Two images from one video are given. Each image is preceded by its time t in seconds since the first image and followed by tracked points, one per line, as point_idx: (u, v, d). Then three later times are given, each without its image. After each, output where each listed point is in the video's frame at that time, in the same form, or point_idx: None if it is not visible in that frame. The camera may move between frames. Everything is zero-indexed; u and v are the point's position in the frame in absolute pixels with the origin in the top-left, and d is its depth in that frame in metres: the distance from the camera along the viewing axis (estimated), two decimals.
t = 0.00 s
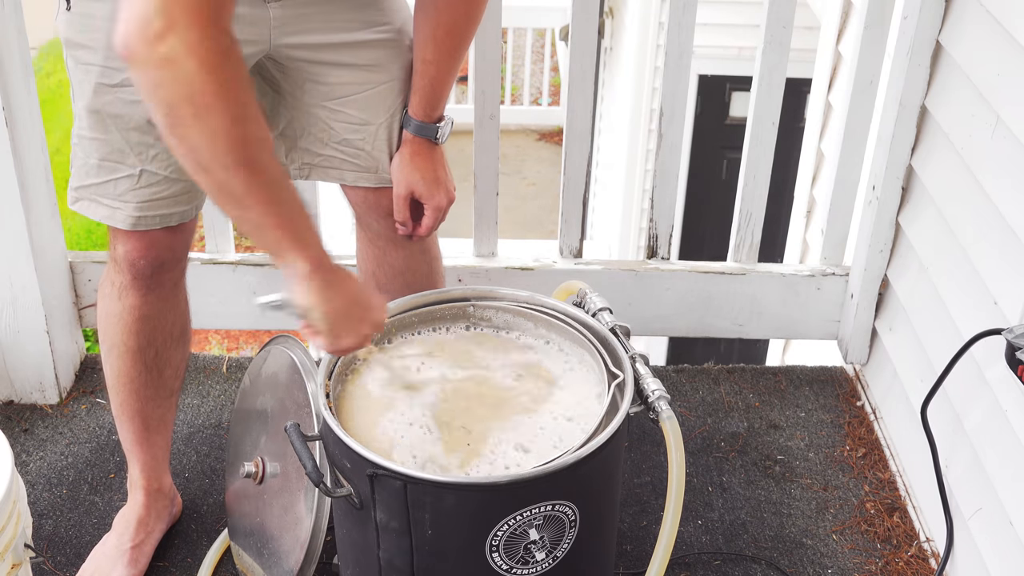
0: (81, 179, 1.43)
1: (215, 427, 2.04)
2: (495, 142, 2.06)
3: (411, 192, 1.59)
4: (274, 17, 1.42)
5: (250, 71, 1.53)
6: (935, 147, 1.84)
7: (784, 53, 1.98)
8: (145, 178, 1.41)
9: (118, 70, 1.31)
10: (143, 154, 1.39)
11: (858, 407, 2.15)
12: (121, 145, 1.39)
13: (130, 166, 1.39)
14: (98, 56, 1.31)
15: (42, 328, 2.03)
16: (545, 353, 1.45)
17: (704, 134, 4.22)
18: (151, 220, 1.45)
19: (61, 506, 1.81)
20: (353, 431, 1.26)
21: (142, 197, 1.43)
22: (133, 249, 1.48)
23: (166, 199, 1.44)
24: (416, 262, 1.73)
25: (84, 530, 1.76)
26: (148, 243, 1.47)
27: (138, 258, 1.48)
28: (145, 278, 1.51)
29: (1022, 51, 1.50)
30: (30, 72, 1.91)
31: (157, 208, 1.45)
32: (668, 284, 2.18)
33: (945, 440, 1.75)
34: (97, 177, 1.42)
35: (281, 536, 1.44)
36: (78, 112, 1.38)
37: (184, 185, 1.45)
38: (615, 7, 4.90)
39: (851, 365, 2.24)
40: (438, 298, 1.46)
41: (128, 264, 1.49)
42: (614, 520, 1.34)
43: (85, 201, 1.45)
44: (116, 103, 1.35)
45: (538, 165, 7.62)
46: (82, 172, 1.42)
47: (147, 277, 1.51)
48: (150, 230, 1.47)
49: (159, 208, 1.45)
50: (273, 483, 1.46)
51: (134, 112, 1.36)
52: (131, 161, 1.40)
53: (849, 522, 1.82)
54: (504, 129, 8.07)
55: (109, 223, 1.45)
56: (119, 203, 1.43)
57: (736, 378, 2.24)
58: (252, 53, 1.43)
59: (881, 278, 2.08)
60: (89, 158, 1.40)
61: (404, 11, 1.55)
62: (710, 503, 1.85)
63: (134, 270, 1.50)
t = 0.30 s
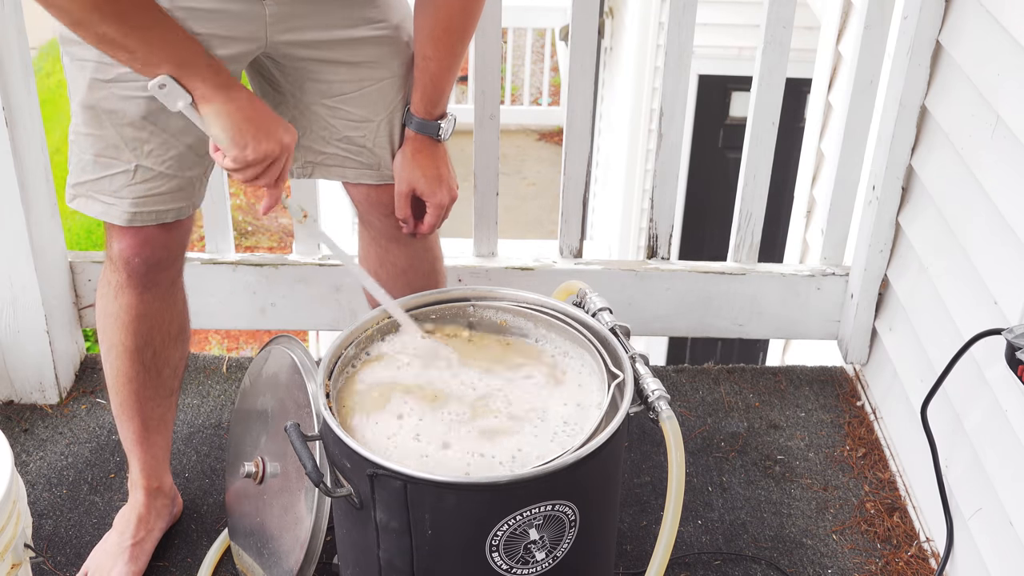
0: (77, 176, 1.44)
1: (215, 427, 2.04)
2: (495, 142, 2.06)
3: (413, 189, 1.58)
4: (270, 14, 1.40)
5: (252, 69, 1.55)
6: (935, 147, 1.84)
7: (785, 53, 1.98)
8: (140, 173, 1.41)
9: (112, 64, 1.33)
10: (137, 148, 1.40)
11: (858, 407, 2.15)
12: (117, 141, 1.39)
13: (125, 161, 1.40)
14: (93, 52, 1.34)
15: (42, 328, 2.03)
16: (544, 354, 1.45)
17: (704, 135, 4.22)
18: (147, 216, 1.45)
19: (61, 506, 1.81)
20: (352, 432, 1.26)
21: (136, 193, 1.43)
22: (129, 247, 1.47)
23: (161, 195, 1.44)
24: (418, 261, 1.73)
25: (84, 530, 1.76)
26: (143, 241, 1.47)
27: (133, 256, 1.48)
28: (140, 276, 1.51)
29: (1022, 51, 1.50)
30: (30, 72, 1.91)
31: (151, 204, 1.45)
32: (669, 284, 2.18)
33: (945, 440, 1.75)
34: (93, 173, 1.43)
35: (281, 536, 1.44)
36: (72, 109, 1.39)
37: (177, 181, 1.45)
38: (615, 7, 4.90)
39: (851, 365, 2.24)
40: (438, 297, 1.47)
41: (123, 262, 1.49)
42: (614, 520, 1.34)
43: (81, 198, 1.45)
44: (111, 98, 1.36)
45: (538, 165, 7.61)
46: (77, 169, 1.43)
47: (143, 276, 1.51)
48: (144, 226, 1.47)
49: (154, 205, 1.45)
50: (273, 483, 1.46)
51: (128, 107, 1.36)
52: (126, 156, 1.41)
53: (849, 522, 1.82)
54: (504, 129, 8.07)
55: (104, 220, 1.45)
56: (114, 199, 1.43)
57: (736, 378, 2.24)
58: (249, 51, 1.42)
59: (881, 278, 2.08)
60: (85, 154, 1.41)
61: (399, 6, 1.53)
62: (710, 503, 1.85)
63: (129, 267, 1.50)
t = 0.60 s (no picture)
0: (76, 184, 1.43)
1: (215, 427, 2.04)
2: (495, 142, 2.06)
3: (411, 199, 1.58)
4: (271, 24, 1.41)
5: (251, 74, 1.54)
6: (934, 147, 1.84)
7: (784, 53, 1.98)
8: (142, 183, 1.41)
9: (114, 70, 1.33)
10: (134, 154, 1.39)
11: (858, 407, 2.15)
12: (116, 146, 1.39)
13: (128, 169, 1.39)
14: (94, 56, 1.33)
15: (42, 328, 2.03)
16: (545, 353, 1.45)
17: (704, 134, 4.22)
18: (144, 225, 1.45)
19: (61, 506, 1.81)
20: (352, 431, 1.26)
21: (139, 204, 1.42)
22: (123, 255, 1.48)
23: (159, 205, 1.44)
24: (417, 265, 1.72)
25: (84, 530, 1.76)
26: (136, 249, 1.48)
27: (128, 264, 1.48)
28: (136, 283, 1.51)
29: (1022, 51, 1.50)
30: (30, 72, 1.91)
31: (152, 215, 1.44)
32: (669, 284, 2.18)
33: (945, 440, 1.75)
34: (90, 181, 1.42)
35: (281, 536, 1.44)
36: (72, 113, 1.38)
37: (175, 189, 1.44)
38: (615, 7, 4.90)
39: (851, 365, 2.24)
40: (438, 297, 1.47)
41: (119, 269, 1.50)
42: (614, 520, 1.34)
43: (79, 205, 1.44)
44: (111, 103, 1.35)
45: (538, 165, 7.62)
46: (74, 176, 1.42)
47: (138, 283, 1.52)
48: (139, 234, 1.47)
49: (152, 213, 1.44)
50: (273, 483, 1.46)
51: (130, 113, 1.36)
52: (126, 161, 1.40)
53: (849, 522, 1.82)
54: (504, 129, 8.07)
55: (103, 228, 1.45)
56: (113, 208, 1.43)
57: (736, 378, 2.24)
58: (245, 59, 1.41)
59: (881, 278, 2.08)
60: (82, 162, 1.40)
61: (404, 16, 1.54)
62: (710, 503, 1.85)
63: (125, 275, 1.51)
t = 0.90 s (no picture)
0: (73, 181, 1.43)
1: (215, 426, 2.04)
2: (495, 142, 2.06)
3: (409, 195, 1.58)
4: (267, 20, 1.43)
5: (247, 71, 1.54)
6: (935, 147, 1.84)
7: (784, 53, 1.98)
8: (137, 178, 1.41)
9: (108, 71, 1.32)
10: (134, 153, 1.39)
11: (858, 408, 2.15)
12: (112, 145, 1.39)
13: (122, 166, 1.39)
14: (89, 56, 1.32)
15: (42, 328, 2.03)
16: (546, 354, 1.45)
17: (704, 134, 4.22)
18: (143, 221, 1.45)
19: (61, 506, 1.81)
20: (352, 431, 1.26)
21: (135, 198, 1.43)
22: (125, 254, 1.47)
23: (158, 201, 1.44)
24: (414, 265, 1.73)
25: (84, 530, 1.76)
26: (138, 247, 1.47)
27: (129, 262, 1.48)
28: (136, 281, 1.51)
29: (1022, 51, 1.50)
30: (30, 72, 1.91)
31: (149, 209, 1.44)
32: (669, 284, 2.18)
33: (945, 440, 1.75)
34: (88, 178, 1.42)
35: (281, 536, 1.44)
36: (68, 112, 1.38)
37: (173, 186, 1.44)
38: (615, 7, 4.90)
39: (851, 365, 2.24)
40: (438, 298, 1.47)
41: (119, 267, 1.49)
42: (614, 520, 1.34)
43: (79, 202, 1.45)
44: (106, 104, 1.35)
45: (538, 165, 7.62)
46: (73, 173, 1.42)
47: (139, 281, 1.51)
48: (141, 232, 1.46)
49: (151, 210, 1.44)
50: (273, 483, 1.46)
51: (123, 113, 1.36)
52: (121, 161, 1.40)
53: (849, 522, 1.82)
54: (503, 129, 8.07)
55: (102, 224, 1.45)
56: (110, 204, 1.43)
57: (736, 378, 2.24)
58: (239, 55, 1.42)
59: (881, 278, 2.08)
60: (81, 159, 1.40)
61: (397, 14, 1.54)
62: (710, 503, 1.85)
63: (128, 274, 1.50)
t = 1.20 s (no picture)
0: (71, 180, 1.44)
1: (215, 426, 2.04)
2: (495, 142, 2.06)
3: (407, 196, 1.58)
4: (265, 19, 1.41)
5: (246, 71, 1.54)
6: (935, 147, 1.84)
7: (784, 53, 1.98)
8: (134, 177, 1.41)
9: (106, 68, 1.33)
10: (131, 152, 1.39)
11: (858, 407, 2.15)
12: (110, 144, 1.39)
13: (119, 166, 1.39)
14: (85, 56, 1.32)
15: (42, 328, 2.03)
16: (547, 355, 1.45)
17: (704, 135, 4.21)
18: (140, 220, 1.45)
19: (61, 506, 1.81)
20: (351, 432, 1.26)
21: (132, 198, 1.43)
22: (123, 253, 1.47)
23: (156, 200, 1.44)
24: (412, 264, 1.73)
25: (84, 530, 1.76)
26: (136, 246, 1.47)
27: (127, 261, 1.48)
28: (131, 281, 1.51)
29: (1021, 51, 1.50)
30: (30, 72, 1.91)
31: (146, 208, 1.44)
32: (669, 284, 2.18)
33: (945, 440, 1.75)
34: (86, 177, 1.42)
35: (281, 536, 1.44)
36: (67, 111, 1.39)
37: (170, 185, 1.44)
38: (615, 7, 4.90)
39: (851, 365, 2.24)
40: (438, 297, 1.47)
41: (117, 267, 1.49)
42: (615, 520, 1.34)
43: (76, 200, 1.45)
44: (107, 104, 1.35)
45: (538, 165, 7.61)
46: (71, 173, 1.43)
47: (136, 280, 1.51)
48: (138, 232, 1.47)
49: (148, 209, 1.44)
50: (273, 483, 1.46)
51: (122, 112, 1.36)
52: (119, 160, 1.40)
53: (849, 522, 1.82)
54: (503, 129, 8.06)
55: (98, 223, 1.45)
56: (107, 203, 1.43)
57: (736, 378, 2.24)
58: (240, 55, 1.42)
59: (881, 278, 2.08)
60: (78, 157, 1.41)
61: (396, 14, 1.54)
62: (710, 503, 1.85)
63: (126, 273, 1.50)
